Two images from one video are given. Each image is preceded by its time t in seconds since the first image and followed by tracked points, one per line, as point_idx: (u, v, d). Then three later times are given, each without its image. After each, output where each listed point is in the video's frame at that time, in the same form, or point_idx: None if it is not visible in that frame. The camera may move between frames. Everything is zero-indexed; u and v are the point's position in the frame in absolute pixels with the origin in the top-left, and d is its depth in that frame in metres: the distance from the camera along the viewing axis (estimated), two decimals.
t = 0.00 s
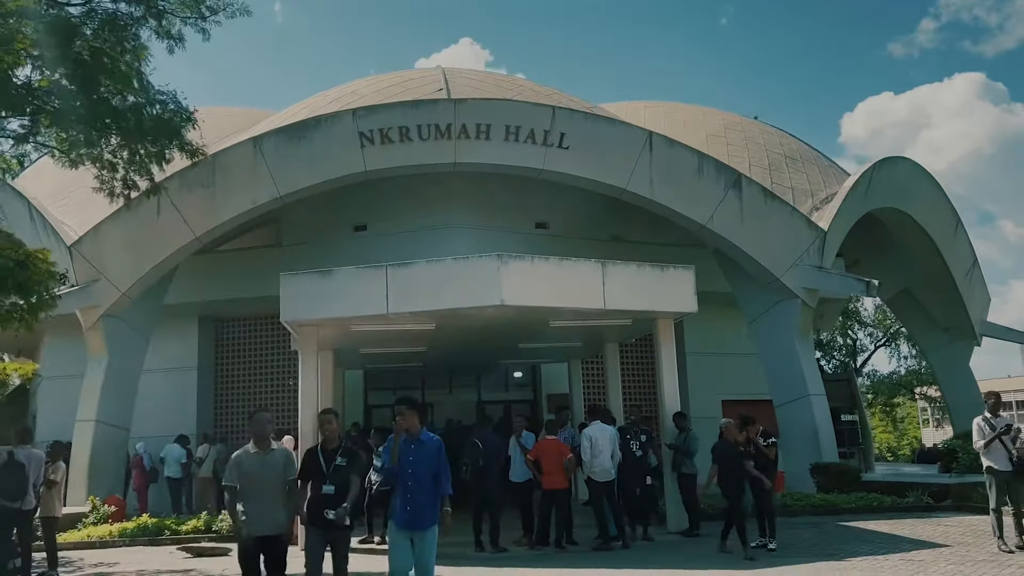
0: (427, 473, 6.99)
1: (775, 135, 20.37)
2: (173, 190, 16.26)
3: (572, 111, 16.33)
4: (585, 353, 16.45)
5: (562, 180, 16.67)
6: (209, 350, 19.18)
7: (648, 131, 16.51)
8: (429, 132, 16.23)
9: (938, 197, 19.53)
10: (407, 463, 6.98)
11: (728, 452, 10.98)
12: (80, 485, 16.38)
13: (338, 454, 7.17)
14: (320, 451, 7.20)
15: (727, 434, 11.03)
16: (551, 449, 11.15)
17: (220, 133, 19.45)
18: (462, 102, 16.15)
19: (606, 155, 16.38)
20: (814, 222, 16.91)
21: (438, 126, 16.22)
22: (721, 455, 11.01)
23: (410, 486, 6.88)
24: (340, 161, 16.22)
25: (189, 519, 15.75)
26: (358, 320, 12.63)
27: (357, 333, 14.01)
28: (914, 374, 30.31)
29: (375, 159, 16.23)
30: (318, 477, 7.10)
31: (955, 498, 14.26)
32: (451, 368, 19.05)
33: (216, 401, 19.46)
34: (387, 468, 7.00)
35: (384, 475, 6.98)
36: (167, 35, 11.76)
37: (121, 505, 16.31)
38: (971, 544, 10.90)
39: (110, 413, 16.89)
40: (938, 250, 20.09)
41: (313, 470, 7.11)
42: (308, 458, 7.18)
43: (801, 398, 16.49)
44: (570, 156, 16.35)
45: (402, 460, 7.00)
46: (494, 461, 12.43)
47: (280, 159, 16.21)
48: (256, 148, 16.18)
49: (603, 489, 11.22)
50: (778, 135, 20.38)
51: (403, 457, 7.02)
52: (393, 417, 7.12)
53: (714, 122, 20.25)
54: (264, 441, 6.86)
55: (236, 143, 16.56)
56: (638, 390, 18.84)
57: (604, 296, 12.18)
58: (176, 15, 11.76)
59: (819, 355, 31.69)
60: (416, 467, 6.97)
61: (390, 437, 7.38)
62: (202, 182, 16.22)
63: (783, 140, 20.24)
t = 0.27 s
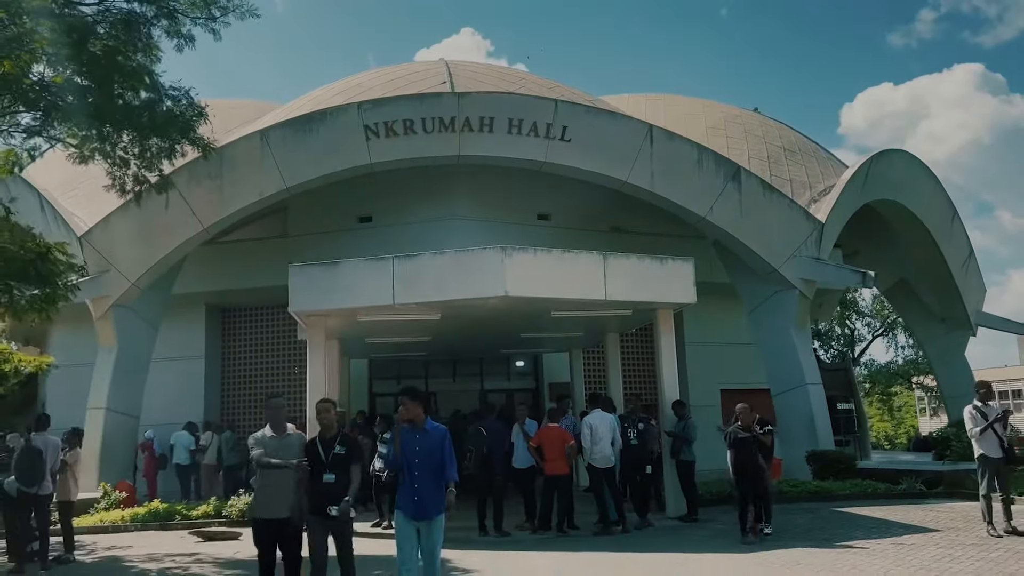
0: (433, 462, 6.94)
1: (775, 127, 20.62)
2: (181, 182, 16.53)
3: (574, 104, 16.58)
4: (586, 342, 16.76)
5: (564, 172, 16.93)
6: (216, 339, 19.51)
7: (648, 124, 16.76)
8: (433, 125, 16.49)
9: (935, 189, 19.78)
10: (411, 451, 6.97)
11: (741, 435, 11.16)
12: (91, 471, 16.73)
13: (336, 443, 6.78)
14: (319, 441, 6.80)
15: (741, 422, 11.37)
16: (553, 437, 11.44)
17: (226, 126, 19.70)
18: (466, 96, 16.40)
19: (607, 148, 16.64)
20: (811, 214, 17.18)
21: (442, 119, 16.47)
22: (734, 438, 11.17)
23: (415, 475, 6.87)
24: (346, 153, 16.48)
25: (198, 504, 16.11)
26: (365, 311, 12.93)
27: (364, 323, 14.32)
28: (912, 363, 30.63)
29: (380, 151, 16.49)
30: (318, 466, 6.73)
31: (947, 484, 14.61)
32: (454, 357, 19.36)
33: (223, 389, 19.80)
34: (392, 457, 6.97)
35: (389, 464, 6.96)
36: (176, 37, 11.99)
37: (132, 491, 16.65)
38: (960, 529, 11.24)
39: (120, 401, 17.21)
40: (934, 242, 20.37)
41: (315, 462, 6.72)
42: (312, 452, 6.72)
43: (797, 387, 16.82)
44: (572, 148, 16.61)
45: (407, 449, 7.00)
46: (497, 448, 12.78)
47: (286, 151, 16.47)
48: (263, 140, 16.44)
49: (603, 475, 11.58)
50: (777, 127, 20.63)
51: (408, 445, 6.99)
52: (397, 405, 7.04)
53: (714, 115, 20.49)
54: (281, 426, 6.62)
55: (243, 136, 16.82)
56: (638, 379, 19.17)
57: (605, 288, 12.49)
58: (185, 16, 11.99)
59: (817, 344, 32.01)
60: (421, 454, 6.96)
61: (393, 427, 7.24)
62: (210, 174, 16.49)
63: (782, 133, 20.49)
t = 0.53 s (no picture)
0: (428, 451, 6.86)
1: (772, 123, 20.89)
2: (188, 177, 16.81)
3: (575, 100, 16.85)
4: (585, 335, 17.07)
5: (564, 168, 17.21)
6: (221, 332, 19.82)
7: (647, 121, 17.03)
8: (436, 121, 16.75)
9: (930, 184, 20.06)
10: (408, 439, 6.89)
11: (760, 423, 10.87)
12: (100, 461, 17.06)
13: (338, 429, 6.84)
14: (319, 428, 6.87)
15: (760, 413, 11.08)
16: (554, 427, 11.75)
17: (231, 122, 19.98)
18: (468, 92, 16.66)
19: (607, 144, 16.91)
20: (808, 209, 17.47)
21: (445, 115, 16.74)
22: (753, 428, 10.89)
23: (408, 463, 6.80)
24: (349, 149, 16.75)
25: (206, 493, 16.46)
26: (369, 304, 13.24)
27: (368, 316, 14.62)
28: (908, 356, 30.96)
29: (383, 147, 16.76)
30: (317, 450, 6.82)
31: (938, 474, 14.94)
32: (456, 349, 19.68)
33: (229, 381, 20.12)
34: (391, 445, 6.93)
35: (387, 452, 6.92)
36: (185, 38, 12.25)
37: (140, 480, 16.98)
38: (949, 516, 11.57)
39: (128, 393, 17.52)
40: (929, 236, 20.65)
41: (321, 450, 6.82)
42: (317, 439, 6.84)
43: (793, 378, 17.15)
44: (573, 144, 16.89)
45: (404, 437, 6.92)
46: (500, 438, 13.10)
47: (290, 147, 16.74)
48: (268, 136, 16.71)
49: (602, 464, 11.92)
50: (775, 123, 20.90)
51: (405, 434, 6.90)
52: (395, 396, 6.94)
53: (713, 111, 20.75)
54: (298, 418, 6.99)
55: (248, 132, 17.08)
56: (636, 371, 19.50)
57: (604, 282, 12.79)
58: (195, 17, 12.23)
59: (814, 336, 32.31)
60: (416, 443, 6.87)
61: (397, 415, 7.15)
62: (215, 169, 16.77)
63: (780, 128, 20.76)
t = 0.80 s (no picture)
0: (425, 440, 6.87)
1: (766, 118, 21.18)
2: (190, 171, 17.08)
3: (572, 96, 17.11)
4: (582, 326, 17.39)
5: (561, 162, 17.50)
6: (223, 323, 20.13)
7: (643, 116, 17.30)
8: (435, 116, 17.02)
9: (921, 178, 20.35)
10: (405, 428, 6.88)
11: (769, 414, 10.74)
12: (105, 451, 17.39)
13: (357, 419, 7.06)
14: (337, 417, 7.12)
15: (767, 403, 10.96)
16: (550, 417, 12.07)
17: (233, 116, 20.24)
18: (467, 88, 16.93)
19: (603, 138, 17.19)
20: (800, 203, 17.77)
21: (443, 111, 17.01)
22: (761, 417, 10.76)
23: (406, 451, 6.79)
24: (349, 144, 17.02)
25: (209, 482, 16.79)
26: (370, 297, 13.55)
27: (368, 309, 14.93)
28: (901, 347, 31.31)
29: (383, 141, 17.04)
30: (335, 442, 7.05)
31: (925, 462, 15.31)
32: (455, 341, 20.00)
33: (231, 372, 20.45)
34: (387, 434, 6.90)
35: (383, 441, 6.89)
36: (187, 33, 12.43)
37: (145, 469, 17.32)
38: (933, 503, 11.92)
39: (133, 383, 17.83)
40: (921, 229, 20.96)
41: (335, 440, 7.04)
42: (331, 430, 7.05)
43: (785, 369, 17.50)
44: (569, 139, 17.17)
45: (401, 426, 6.90)
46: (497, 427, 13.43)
47: (291, 142, 17.01)
48: (269, 131, 16.97)
49: (597, 453, 12.25)
50: (769, 118, 21.19)
51: (403, 422, 6.88)
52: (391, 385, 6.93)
53: (708, 105, 21.02)
54: (299, 403, 7.31)
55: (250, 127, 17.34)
56: (632, 362, 19.84)
57: (599, 275, 13.10)
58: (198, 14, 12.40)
59: (809, 327, 32.67)
60: (413, 431, 6.86)
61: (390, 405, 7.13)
62: (218, 164, 17.04)
63: (774, 123, 21.03)
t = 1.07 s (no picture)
0: (427, 432, 7.08)
1: (758, 113, 21.51)
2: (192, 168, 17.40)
3: (567, 93, 17.42)
4: (577, 320, 17.73)
5: (556, 158, 17.82)
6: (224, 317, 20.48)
7: (637, 113, 17.60)
8: (432, 113, 17.32)
9: (911, 173, 20.69)
10: (409, 420, 7.08)
11: (772, 406, 10.28)
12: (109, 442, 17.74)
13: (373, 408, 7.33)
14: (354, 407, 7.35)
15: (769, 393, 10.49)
16: (545, 408, 12.42)
17: (234, 113, 20.55)
18: (464, 85, 17.22)
19: (598, 135, 17.51)
20: (791, 199, 18.11)
21: (441, 108, 17.30)
22: (765, 410, 10.27)
23: (410, 442, 6.98)
24: (348, 140, 17.32)
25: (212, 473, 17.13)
26: (369, 292, 13.88)
27: (367, 303, 15.27)
28: (894, 340, 31.72)
29: (382, 138, 17.34)
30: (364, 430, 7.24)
31: (911, 452, 15.69)
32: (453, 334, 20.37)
33: (232, 364, 20.79)
34: (391, 424, 7.06)
35: (386, 431, 7.04)
36: (192, 31, 12.74)
37: (148, 460, 17.67)
38: (915, 491, 12.30)
39: (136, 376, 18.16)
40: (911, 224, 21.30)
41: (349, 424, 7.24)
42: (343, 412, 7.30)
43: (776, 361, 17.86)
44: (565, 136, 17.48)
45: (403, 417, 7.09)
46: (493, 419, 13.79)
47: (291, 138, 17.31)
48: (269, 128, 17.26)
49: (590, 443, 12.61)
50: (761, 114, 21.50)
51: (407, 414, 7.07)
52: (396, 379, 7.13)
53: (702, 102, 21.33)
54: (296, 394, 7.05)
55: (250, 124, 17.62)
56: (626, 355, 20.21)
57: (592, 270, 13.44)
58: (202, 12, 12.67)
59: (802, 321, 33.06)
60: (417, 423, 7.08)
61: (389, 395, 7.29)
62: (219, 161, 17.35)
63: (766, 120, 21.34)
